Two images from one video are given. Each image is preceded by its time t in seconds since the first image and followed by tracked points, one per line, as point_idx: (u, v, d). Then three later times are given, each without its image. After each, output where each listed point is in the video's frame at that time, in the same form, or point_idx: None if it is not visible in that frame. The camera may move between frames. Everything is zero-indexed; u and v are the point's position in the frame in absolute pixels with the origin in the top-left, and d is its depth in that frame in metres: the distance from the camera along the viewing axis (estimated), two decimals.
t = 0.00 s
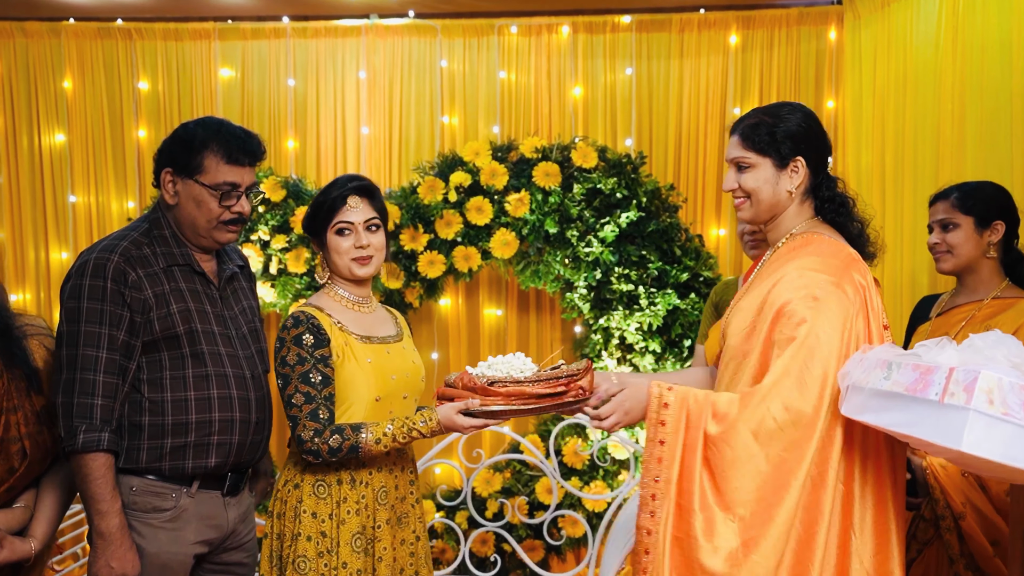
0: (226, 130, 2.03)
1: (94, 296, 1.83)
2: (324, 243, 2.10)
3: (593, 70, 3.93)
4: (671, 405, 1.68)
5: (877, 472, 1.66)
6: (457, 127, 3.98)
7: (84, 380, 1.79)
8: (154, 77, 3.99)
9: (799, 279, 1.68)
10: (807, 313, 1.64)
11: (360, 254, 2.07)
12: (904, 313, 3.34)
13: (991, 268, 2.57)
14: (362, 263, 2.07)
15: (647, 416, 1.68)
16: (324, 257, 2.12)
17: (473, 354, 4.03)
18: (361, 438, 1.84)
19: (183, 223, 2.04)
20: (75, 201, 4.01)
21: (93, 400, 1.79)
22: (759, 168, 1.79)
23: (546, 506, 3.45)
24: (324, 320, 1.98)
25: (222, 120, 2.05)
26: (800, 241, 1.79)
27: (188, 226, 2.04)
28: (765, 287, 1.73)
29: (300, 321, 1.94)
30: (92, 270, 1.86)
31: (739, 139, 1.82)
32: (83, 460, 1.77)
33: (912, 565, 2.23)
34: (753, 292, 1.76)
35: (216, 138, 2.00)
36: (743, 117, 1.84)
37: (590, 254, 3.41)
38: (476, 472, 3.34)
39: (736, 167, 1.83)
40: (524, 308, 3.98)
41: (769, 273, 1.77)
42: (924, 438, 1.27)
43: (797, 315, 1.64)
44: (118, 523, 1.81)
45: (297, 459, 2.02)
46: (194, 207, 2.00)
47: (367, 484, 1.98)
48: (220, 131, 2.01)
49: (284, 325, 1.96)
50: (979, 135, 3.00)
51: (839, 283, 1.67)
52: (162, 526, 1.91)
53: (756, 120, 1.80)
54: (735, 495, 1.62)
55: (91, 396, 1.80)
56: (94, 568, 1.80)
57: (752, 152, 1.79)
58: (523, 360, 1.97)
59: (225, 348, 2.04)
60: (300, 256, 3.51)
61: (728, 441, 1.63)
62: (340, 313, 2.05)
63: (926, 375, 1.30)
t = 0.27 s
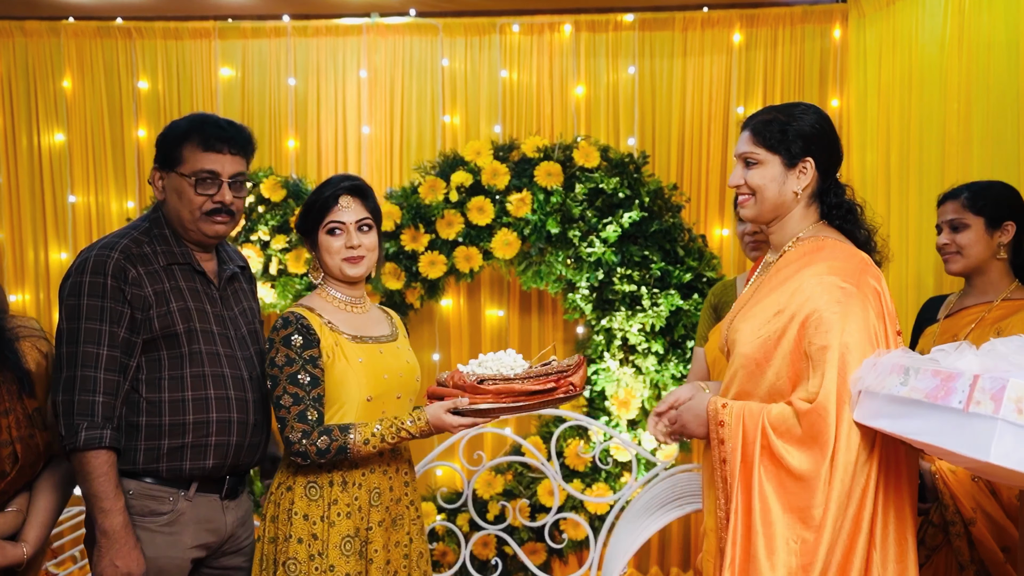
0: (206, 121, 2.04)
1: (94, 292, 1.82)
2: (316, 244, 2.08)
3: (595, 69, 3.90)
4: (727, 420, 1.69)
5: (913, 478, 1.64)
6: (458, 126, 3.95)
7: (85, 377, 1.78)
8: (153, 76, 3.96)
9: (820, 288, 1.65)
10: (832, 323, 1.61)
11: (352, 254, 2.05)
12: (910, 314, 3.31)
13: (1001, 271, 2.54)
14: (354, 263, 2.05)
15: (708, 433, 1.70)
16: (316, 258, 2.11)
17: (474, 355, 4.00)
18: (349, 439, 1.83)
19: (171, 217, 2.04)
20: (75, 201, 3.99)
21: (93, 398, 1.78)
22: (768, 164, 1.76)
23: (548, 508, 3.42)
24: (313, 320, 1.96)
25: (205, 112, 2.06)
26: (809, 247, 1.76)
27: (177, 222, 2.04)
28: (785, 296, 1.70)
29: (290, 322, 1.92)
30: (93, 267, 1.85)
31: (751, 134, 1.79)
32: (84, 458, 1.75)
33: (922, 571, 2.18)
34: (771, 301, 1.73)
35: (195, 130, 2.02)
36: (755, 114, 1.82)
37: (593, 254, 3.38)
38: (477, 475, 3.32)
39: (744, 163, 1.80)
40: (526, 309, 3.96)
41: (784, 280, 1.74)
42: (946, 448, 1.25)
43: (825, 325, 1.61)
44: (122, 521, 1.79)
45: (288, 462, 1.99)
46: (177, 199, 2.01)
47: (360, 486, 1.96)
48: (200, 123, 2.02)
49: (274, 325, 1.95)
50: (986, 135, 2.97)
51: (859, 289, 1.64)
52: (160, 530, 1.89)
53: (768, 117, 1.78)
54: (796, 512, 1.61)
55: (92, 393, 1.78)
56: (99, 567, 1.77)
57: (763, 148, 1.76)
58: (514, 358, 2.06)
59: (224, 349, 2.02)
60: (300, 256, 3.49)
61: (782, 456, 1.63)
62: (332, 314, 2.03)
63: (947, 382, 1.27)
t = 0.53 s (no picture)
0: (191, 119, 2.06)
1: (88, 290, 1.83)
2: (309, 244, 2.06)
3: (595, 68, 3.87)
4: (736, 410, 1.69)
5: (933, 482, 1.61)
6: (457, 125, 3.93)
7: (77, 374, 1.78)
8: (151, 75, 3.94)
9: (838, 278, 1.65)
10: (850, 310, 1.60)
11: (345, 253, 2.02)
12: (914, 315, 3.27)
13: (1007, 272, 2.53)
14: (347, 262, 2.03)
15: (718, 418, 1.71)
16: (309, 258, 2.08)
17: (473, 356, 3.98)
18: (338, 441, 1.81)
19: (163, 215, 2.06)
20: (71, 201, 3.97)
21: (86, 395, 1.78)
22: (787, 162, 1.73)
23: (547, 510, 3.39)
24: (304, 320, 1.94)
25: (191, 110, 2.08)
26: (826, 243, 1.75)
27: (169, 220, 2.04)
28: (802, 287, 1.69)
29: (281, 322, 1.91)
30: (88, 265, 1.86)
31: (769, 130, 1.76)
32: (75, 455, 1.75)
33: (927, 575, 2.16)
34: (787, 293, 1.72)
35: (181, 127, 2.04)
36: (770, 109, 1.79)
37: (592, 255, 3.35)
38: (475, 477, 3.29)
39: (759, 159, 1.77)
40: (525, 310, 3.93)
41: (801, 273, 1.73)
42: (965, 454, 1.22)
43: (843, 318, 1.60)
44: (113, 519, 1.78)
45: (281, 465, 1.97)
46: (165, 195, 2.02)
47: (355, 487, 1.93)
48: (185, 120, 2.05)
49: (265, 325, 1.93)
50: (991, 134, 2.94)
51: (877, 280, 1.63)
52: (154, 531, 1.86)
53: (784, 114, 1.75)
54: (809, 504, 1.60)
55: (84, 390, 1.78)
56: (91, 566, 1.76)
57: (782, 144, 1.73)
58: (505, 359, 2.04)
59: (217, 348, 2.00)
60: (297, 256, 3.47)
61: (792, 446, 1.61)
62: (324, 314, 2.01)
63: (966, 388, 1.24)
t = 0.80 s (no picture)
0: (189, 122, 2.06)
1: (83, 289, 1.83)
2: (305, 245, 2.04)
3: (595, 67, 3.85)
4: (757, 415, 1.76)
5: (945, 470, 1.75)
6: (456, 125, 3.90)
7: (68, 371, 1.78)
8: (148, 75, 3.93)
9: (850, 277, 1.75)
10: (865, 306, 1.71)
11: (342, 254, 2.00)
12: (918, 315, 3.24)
13: (1013, 272, 2.49)
14: (344, 263, 2.00)
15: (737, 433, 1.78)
16: (306, 259, 2.06)
17: (472, 357, 3.95)
18: (327, 446, 1.78)
19: (163, 218, 2.05)
20: (68, 201, 3.95)
21: (76, 392, 1.78)
22: (802, 163, 1.84)
23: (546, 513, 3.37)
24: (300, 320, 1.91)
25: (190, 114, 2.08)
26: (827, 241, 1.85)
27: (169, 221, 2.04)
28: (816, 288, 1.79)
29: (277, 322, 1.88)
30: (84, 263, 1.86)
31: (788, 131, 1.85)
32: (63, 452, 1.76)
33: None
34: (800, 294, 1.81)
35: (176, 131, 2.03)
36: (781, 111, 1.88)
37: (592, 255, 3.33)
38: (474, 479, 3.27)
39: (774, 158, 1.85)
40: (525, 311, 3.90)
41: (809, 273, 1.83)
42: (972, 464, 1.18)
43: (858, 311, 1.71)
44: (97, 516, 1.79)
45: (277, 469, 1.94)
46: (165, 199, 2.02)
47: (352, 490, 1.91)
48: (183, 123, 2.04)
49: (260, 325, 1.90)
50: (995, 133, 2.91)
51: (886, 275, 1.75)
52: (145, 530, 1.86)
53: (801, 116, 1.84)
54: (839, 495, 1.70)
55: (75, 387, 1.79)
56: (73, 564, 1.76)
57: (800, 146, 1.83)
58: (499, 369, 2.01)
59: (211, 348, 1.98)
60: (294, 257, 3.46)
61: (817, 442, 1.71)
62: (320, 315, 1.98)
63: (973, 398, 1.20)
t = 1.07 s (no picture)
0: (190, 124, 2.05)
1: (81, 287, 1.84)
2: (301, 247, 2.01)
3: (595, 66, 3.82)
4: (781, 419, 1.73)
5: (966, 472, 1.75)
6: (455, 125, 3.88)
7: (63, 368, 1.79)
8: (146, 74, 3.91)
9: (870, 274, 1.74)
10: (889, 302, 1.70)
11: (338, 257, 1.98)
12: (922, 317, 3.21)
13: (1018, 273, 2.46)
14: (340, 266, 1.98)
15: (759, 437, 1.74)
16: (301, 262, 2.04)
17: (472, 358, 3.92)
18: (320, 453, 1.77)
19: (166, 220, 2.06)
20: (66, 201, 3.93)
21: (69, 389, 1.78)
22: (806, 167, 1.84)
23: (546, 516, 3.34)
24: (294, 324, 1.89)
25: (191, 115, 2.08)
26: (839, 242, 1.84)
27: (171, 223, 2.05)
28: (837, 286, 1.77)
29: (271, 327, 1.85)
30: (83, 263, 1.87)
31: (789, 136, 1.84)
32: (56, 447, 1.75)
33: None
34: (819, 293, 1.79)
35: (179, 133, 2.04)
36: (779, 117, 1.88)
37: (591, 256, 3.31)
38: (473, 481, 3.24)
39: (778, 163, 1.85)
40: (525, 311, 3.88)
41: (826, 272, 1.81)
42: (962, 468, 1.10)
43: (881, 309, 1.70)
44: (88, 512, 1.78)
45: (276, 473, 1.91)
46: (168, 201, 2.03)
47: (352, 495, 1.88)
48: (185, 125, 2.04)
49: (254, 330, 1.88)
50: (999, 132, 2.89)
51: (903, 270, 1.75)
52: (139, 528, 1.85)
53: (800, 120, 1.85)
54: (864, 498, 1.69)
55: (68, 384, 1.78)
56: (63, 558, 1.77)
57: (802, 150, 1.83)
58: (494, 375, 1.96)
59: (206, 349, 1.97)
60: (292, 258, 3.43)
61: (842, 444, 1.69)
62: (315, 318, 1.96)
63: (964, 398, 1.11)
